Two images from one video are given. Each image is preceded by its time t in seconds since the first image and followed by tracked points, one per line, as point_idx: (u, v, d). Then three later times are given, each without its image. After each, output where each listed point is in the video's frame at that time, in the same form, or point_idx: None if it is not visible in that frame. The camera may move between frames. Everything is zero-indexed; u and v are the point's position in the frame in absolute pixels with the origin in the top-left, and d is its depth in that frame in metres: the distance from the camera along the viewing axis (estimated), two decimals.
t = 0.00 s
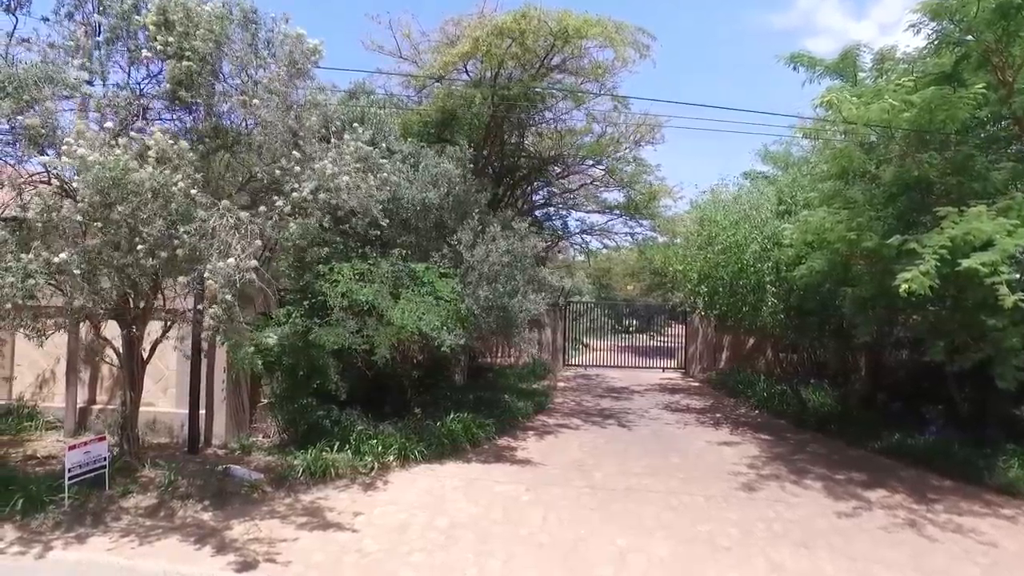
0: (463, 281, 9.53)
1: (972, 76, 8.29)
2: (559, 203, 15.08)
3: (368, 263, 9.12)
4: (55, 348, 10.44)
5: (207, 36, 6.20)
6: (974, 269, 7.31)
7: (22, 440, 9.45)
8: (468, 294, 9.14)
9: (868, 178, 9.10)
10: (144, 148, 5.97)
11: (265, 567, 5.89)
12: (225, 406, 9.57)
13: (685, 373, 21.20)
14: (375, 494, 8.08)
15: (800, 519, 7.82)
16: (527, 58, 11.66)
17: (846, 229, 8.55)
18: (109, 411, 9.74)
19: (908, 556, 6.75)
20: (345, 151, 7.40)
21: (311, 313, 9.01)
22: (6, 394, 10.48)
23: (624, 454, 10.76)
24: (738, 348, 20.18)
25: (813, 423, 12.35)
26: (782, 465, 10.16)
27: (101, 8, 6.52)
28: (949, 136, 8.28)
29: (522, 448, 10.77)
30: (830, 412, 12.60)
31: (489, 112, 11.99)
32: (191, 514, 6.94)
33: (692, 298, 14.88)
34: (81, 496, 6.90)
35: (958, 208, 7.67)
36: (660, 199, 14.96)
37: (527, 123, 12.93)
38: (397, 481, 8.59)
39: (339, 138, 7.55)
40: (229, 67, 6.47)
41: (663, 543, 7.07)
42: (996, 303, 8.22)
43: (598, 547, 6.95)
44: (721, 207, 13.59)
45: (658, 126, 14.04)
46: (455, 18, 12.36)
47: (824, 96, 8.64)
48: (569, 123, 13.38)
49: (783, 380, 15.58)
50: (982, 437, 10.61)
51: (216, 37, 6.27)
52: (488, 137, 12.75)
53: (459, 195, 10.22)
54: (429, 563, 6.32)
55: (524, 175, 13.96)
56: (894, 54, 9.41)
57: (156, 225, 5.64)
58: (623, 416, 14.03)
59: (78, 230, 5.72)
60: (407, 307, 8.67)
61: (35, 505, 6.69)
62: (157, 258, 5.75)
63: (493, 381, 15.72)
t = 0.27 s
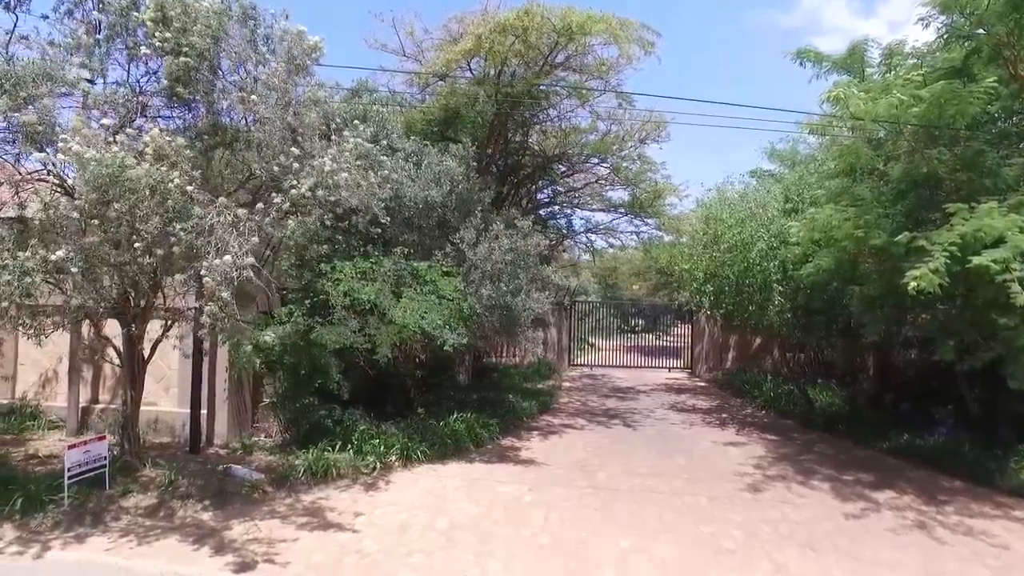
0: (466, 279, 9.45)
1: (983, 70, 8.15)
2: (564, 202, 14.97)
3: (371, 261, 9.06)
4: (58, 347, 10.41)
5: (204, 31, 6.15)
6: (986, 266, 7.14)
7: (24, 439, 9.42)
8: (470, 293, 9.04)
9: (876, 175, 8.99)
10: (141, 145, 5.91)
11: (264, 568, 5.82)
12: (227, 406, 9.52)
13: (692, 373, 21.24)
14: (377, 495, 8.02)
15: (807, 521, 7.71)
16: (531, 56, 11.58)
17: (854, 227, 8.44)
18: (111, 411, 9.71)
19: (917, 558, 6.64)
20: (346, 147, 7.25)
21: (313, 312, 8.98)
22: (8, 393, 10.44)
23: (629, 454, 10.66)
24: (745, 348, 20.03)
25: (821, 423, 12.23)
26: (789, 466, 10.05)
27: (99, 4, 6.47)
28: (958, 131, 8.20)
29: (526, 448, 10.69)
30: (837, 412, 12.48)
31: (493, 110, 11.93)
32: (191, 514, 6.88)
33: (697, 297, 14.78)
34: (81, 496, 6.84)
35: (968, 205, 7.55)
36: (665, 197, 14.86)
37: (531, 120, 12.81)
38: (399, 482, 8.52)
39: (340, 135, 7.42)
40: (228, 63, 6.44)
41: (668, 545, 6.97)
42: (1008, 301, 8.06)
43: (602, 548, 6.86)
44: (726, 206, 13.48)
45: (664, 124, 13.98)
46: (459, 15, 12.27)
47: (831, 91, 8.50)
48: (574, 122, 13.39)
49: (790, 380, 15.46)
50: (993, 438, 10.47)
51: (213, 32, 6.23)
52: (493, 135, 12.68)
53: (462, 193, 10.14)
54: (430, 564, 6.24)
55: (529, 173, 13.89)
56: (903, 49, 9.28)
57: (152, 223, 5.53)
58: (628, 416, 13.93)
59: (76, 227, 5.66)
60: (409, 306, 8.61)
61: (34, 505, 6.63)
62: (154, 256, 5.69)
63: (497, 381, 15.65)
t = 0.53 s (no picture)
0: (466, 278, 9.31)
1: (991, 64, 7.96)
2: (566, 200, 14.85)
3: (371, 260, 8.98)
4: (58, 346, 10.35)
5: (197, 25, 6.07)
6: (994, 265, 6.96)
7: (23, 439, 9.35)
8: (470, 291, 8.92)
9: (883, 172, 8.95)
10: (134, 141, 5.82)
11: (258, 570, 5.74)
12: (226, 405, 9.44)
13: (696, 373, 20.89)
14: (375, 495, 7.94)
15: (811, 523, 7.59)
16: (533, 52, 11.49)
17: (859, 224, 8.39)
18: (110, 410, 9.64)
19: (924, 561, 6.52)
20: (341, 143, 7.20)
21: (312, 310, 9.00)
22: (8, 392, 10.38)
23: (632, 455, 10.55)
24: (750, 348, 19.81)
25: (826, 423, 12.11)
26: (793, 467, 9.93)
27: None
28: (967, 126, 8.00)
29: (527, 448, 10.59)
30: (842, 412, 12.35)
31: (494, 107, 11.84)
32: (187, 514, 6.80)
33: (701, 296, 14.67)
34: (76, 496, 6.77)
35: (976, 201, 7.43)
36: (668, 195, 14.76)
37: (533, 118, 12.81)
38: (398, 482, 8.44)
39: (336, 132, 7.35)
40: (222, 58, 6.33)
41: (669, 547, 6.87)
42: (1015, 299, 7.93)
43: (602, 550, 6.76)
44: (730, 204, 13.37)
45: (668, 122, 13.89)
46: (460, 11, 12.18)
47: (836, 86, 8.46)
48: (577, 120, 13.30)
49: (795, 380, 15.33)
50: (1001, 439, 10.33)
51: (206, 26, 6.14)
52: (496, 133, 12.60)
53: (463, 191, 9.97)
54: (427, 565, 6.15)
55: (531, 172, 13.79)
56: (909, 43, 9.15)
57: (144, 220, 5.44)
58: (631, 416, 13.82)
59: (66, 224, 5.48)
60: (409, 305, 8.52)
61: (29, 505, 6.57)
62: (146, 253, 5.62)
63: (500, 381, 15.56)
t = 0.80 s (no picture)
0: (465, 278, 9.16)
1: (997, 60, 7.85)
2: (567, 199, 14.75)
3: (368, 260, 8.92)
4: (54, 347, 10.27)
5: (187, 22, 6.00)
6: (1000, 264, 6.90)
7: (18, 440, 9.27)
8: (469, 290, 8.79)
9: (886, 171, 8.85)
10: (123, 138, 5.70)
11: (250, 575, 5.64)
12: (223, 407, 9.36)
13: (698, 373, 20.77)
14: (372, 497, 7.84)
15: (814, 526, 7.47)
16: (532, 50, 11.39)
17: (863, 223, 8.23)
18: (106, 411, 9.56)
19: (929, 566, 6.40)
20: (334, 141, 7.15)
21: (309, 311, 8.96)
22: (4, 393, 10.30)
23: (632, 456, 10.45)
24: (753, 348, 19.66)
25: (829, 424, 11.99)
26: (796, 468, 9.81)
27: None
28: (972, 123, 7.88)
29: (527, 449, 10.49)
30: (846, 412, 12.22)
31: (494, 106, 11.76)
32: (180, 517, 6.71)
33: (703, 297, 14.56)
34: (67, 499, 6.68)
35: (981, 199, 7.32)
36: (670, 194, 14.65)
37: (533, 116, 12.74)
38: (395, 484, 8.35)
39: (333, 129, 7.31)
40: (213, 56, 6.25)
41: (670, 550, 6.76)
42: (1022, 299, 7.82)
43: (601, 553, 6.66)
44: (733, 203, 13.25)
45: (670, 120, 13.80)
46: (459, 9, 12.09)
47: (838, 83, 8.38)
48: (578, 119, 13.21)
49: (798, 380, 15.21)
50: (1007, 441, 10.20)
51: (196, 23, 6.07)
52: (495, 131, 12.45)
53: (461, 190, 9.87)
54: (424, 568, 6.06)
55: (532, 171, 13.70)
56: (914, 39, 9.03)
57: (133, 219, 5.37)
58: (632, 416, 13.71)
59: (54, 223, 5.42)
60: (407, 306, 8.42)
61: (19, 508, 6.48)
62: (136, 253, 5.55)
63: (501, 381, 15.47)
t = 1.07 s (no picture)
0: (462, 277, 9.04)
1: (1004, 54, 7.70)
2: (568, 198, 14.62)
3: (364, 259, 8.85)
4: (49, 347, 10.17)
5: (174, 15, 5.89)
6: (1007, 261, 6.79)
7: (12, 441, 9.17)
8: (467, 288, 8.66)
9: (890, 168, 8.71)
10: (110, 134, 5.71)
11: None
12: (218, 407, 9.25)
13: (701, 373, 20.65)
14: (367, 499, 7.73)
15: (817, 529, 7.33)
16: (531, 47, 11.27)
17: (866, 221, 8.10)
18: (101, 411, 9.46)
19: (935, 570, 6.25)
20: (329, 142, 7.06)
21: (305, 310, 8.96)
22: None
23: (633, 457, 10.32)
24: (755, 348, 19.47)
25: (833, 425, 11.84)
26: (799, 470, 9.67)
27: None
28: (979, 118, 7.76)
29: (526, 450, 10.37)
30: (849, 413, 12.07)
31: (493, 103, 11.67)
32: (171, 520, 6.59)
33: (705, 296, 14.43)
34: (57, 501, 6.57)
35: (988, 196, 7.19)
36: (671, 192, 14.51)
37: (533, 115, 12.63)
38: (391, 485, 8.24)
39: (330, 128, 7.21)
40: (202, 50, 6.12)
41: (670, 553, 6.63)
42: None
43: (599, 556, 6.54)
44: (734, 202, 13.11)
45: (671, 118, 13.68)
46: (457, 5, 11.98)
47: (841, 77, 8.25)
48: (578, 117, 13.11)
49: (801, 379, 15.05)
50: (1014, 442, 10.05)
51: (184, 16, 5.96)
52: (494, 129, 12.33)
53: (459, 188, 9.76)
54: (421, 569, 5.97)
55: (532, 170, 13.58)
56: (918, 33, 8.88)
57: (117, 215, 5.25)
58: (634, 417, 13.58)
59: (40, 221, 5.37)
60: (404, 305, 8.32)
61: (7, 510, 6.37)
62: (121, 251, 5.40)
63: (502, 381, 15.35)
